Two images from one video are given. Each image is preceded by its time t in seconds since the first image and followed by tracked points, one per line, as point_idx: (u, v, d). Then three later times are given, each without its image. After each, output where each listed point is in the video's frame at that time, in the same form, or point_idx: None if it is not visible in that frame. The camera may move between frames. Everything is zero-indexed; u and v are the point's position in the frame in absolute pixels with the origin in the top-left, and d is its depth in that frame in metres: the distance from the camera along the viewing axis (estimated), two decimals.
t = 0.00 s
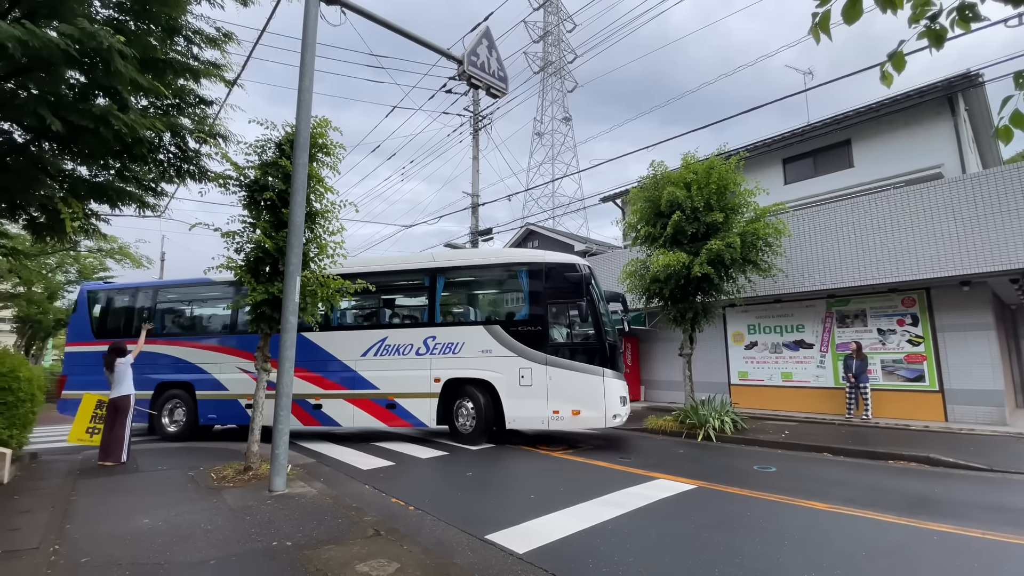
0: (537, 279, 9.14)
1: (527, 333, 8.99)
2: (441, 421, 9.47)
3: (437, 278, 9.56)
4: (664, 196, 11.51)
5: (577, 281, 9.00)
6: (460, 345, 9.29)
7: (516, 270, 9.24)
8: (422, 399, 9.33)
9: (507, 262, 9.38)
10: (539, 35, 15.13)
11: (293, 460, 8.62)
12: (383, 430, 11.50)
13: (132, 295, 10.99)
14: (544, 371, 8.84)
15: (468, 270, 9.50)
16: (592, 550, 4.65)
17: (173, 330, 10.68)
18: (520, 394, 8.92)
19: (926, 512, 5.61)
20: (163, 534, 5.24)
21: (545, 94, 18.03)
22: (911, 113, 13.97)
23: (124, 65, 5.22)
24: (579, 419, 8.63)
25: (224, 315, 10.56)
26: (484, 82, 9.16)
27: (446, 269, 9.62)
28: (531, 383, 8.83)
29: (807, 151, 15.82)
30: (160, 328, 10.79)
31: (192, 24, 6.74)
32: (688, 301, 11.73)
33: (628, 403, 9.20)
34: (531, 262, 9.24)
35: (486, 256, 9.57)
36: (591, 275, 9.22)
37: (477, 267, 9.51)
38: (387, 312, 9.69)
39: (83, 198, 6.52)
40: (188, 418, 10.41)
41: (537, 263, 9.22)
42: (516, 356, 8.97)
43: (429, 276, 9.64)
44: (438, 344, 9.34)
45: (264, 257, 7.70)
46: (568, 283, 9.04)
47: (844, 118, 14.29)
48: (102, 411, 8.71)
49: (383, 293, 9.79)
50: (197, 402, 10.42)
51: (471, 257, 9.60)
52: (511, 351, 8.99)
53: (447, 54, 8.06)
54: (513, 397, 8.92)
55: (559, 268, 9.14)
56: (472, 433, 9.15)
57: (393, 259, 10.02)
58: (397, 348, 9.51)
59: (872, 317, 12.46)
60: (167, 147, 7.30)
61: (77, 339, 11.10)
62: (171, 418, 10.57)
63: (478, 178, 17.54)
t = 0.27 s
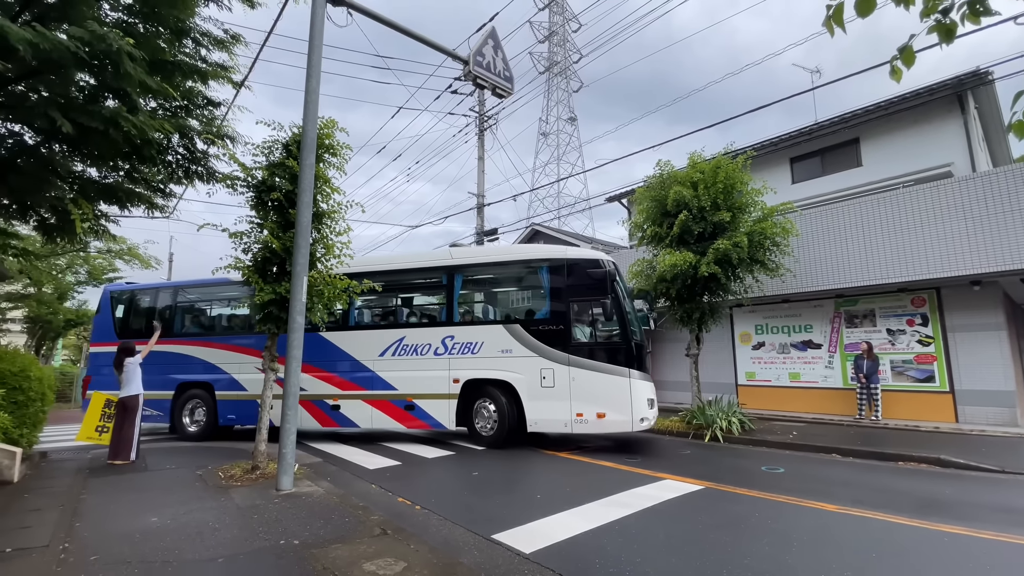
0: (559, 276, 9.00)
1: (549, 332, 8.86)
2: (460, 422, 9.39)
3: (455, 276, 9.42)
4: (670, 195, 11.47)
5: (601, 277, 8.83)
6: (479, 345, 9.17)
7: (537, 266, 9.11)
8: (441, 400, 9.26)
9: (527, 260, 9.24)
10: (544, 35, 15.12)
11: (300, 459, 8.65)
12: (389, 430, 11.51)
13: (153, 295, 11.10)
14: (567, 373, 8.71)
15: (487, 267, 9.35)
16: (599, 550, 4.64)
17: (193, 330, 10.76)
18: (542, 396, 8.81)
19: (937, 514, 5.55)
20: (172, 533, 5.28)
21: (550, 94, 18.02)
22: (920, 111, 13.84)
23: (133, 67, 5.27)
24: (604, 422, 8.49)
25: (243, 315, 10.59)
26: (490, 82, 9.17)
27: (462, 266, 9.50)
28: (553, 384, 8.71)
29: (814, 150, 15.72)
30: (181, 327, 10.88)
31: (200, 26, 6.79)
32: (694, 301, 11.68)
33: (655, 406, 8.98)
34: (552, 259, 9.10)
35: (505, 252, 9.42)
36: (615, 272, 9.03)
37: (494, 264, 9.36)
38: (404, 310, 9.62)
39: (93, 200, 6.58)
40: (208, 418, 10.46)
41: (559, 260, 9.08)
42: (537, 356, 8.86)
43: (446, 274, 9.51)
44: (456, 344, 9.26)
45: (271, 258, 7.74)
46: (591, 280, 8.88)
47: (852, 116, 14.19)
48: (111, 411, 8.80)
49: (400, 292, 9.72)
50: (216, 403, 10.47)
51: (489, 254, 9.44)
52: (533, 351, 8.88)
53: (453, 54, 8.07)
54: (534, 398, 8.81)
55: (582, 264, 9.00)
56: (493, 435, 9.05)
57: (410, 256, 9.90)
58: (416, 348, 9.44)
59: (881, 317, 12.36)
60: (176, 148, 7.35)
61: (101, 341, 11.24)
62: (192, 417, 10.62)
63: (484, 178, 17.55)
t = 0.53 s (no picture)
0: (582, 272, 8.69)
1: (572, 330, 8.60)
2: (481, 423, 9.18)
3: (475, 274, 9.25)
4: (676, 195, 11.44)
5: (627, 272, 8.46)
6: (500, 344, 8.96)
7: (559, 263, 8.84)
8: (461, 401, 9.05)
9: (548, 255, 8.95)
10: (548, 35, 15.13)
11: (307, 459, 8.69)
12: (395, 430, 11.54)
13: (172, 297, 11.21)
14: (592, 373, 8.39)
15: (506, 265, 9.14)
16: (605, 550, 4.64)
17: (212, 331, 10.81)
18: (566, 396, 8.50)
19: (947, 513, 5.50)
20: (180, 532, 5.32)
21: (554, 94, 18.01)
22: (927, 108, 13.73)
23: (140, 70, 5.31)
24: (632, 424, 8.12)
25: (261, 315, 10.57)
26: (494, 82, 9.18)
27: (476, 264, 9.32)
28: (578, 385, 8.40)
29: (821, 148, 15.63)
30: (201, 328, 10.97)
31: (206, 29, 6.83)
32: (701, 300, 11.64)
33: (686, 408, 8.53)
34: (574, 255, 8.80)
35: (524, 248, 9.16)
36: (642, 267, 8.64)
37: (511, 261, 9.13)
38: (423, 309, 9.49)
39: (101, 202, 6.65)
40: (228, 419, 10.47)
41: (582, 255, 8.77)
42: (561, 356, 8.57)
43: (466, 272, 9.35)
44: (477, 343, 9.05)
45: (278, 259, 7.78)
46: (617, 275, 8.52)
47: (859, 113, 14.10)
48: (118, 412, 8.85)
49: (418, 290, 9.58)
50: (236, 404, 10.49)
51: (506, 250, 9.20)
52: (556, 350, 8.59)
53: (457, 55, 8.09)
54: (557, 399, 8.52)
55: (607, 259, 8.65)
56: (516, 437, 8.81)
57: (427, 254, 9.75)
58: (435, 348, 9.27)
59: (889, 315, 12.26)
60: (183, 150, 7.40)
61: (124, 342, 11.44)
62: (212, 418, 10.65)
63: (488, 179, 17.56)
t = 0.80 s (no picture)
0: (604, 267, 8.22)
1: (593, 328, 8.13)
2: (501, 425, 8.83)
3: (492, 272, 8.93)
4: (676, 194, 11.44)
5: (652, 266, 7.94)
6: (520, 343, 8.59)
7: (580, 259, 8.40)
8: (479, 401, 8.73)
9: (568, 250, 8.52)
10: (547, 35, 15.16)
11: (310, 461, 8.70)
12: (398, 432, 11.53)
13: (188, 299, 11.25)
14: (616, 372, 7.91)
15: (524, 261, 8.79)
16: (609, 549, 4.64)
17: (227, 333, 10.79)
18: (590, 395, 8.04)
19: (951, 510, 5.50)
20: (185, 534, 5.33)
21: (554, 94, 18.01)
22: (928, 105, 13.70)
23: (141, 73, 5.33)
24: (661, 426, 7.59)
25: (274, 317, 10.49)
26: (494, 83, 9.18)
27: (491, 261, 9.04)
28: (601, 385, 7.96)
29: (821, 146, 15.61)
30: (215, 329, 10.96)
31: (206, 32, 6.85)
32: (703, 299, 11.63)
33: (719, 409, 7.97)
34: (595, 250, 8.33)
35: (542, 244, 8.78)
36: (668, 261, 8.14)
37: (527, 256, 8.81)
38: (440, 308, 9.23)
39: (103, 206, 6.68)
40: (245, 421, 10.42)
41: (603, 248, 8.31)
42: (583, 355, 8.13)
43: (483, 270, 9.04)
44: (495, 342, 8.71)
45: (280, 261, 7.79)
46: (641, 270, 8.01)
47: (859, 111, 14.09)
48: (123, 414, 8.87)
49: (434, 288, 9.33)
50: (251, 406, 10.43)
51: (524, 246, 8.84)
52: (578, 349, 8.16)
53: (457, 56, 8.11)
54: (580, 400, 8.07)
55: (630, 254, 8.18)
56: (537, 440, 8.40)
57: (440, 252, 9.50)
58: (452, 348, 8.99)
59: (891, 313, 12.24)
60: (184, 153, 7.42)
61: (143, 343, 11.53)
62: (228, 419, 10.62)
63: (488, 179, 17.57)
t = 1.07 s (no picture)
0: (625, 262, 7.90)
1: (613, 325, 7.80)
2: (517, 427, 8.54)
3: (505, 269, 8.64)
4: (672, 193, 11.48)
5: (675, 261, 7.61)
6: (536, 343, 8.28)
7: (598, 255, 8.09)
8: (494, 403, 8.44)
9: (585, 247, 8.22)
10: (541, 36, 15.19)
11: (307, 464, 8.67)
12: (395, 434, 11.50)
13: (197, 302, 11.19)
14: (638, 372, 7.57)
15: (539, 258, 8.49)
16: (607, 549, 4.64)
17: (235, 335, 10.66)
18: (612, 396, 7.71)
19: (947, 506, 5.53)
20: (181, 539, 5.30)
21: (548, 95, 18.03)
22: (920, 104, 13.80)
23: (133, 76, 5.30)
24: (687, 428, 7.25)
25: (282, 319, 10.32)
26: (489, 84, 9.18)
27: (504, 258, 8.74)
28: (623, 385, 7.63)
29: (815, 145, 15.70)
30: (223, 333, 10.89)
31: (199, 34, 6.82)
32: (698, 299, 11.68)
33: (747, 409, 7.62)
34: (613, 244, 8.03)
35: (558, 239, 8.48)
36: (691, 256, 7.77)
37: (541, 252, 8.50)
38: (452, 307, 8.96)
39: (97, 209, 6.63)
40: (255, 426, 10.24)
41: (622, 243, 7.99)
42: (603, 354, 7.80)
43: (496, 267, 8.75)
44: (510, 342, 8.42)
45: (275, 263, 7.77)
46: (663, 265, 7.68)
47: (851, 110, 14.21)
48: (115, 420, 8.82)
49: (447, 286, 9.05)
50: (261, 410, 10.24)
51: (537, 242, 8.54)
52: (598, 348, 7.83)
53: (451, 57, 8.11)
54: (600, 401, 7.74)
55: (651, 248, 7.81)
56: (557, 443, 8.09)
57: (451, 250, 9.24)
58: (465, 348, 8.70)
59: (885, 310, 12.31)
60: (177, 156, 7.38)
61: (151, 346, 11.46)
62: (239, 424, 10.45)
63: (484, 180, 17.58)
